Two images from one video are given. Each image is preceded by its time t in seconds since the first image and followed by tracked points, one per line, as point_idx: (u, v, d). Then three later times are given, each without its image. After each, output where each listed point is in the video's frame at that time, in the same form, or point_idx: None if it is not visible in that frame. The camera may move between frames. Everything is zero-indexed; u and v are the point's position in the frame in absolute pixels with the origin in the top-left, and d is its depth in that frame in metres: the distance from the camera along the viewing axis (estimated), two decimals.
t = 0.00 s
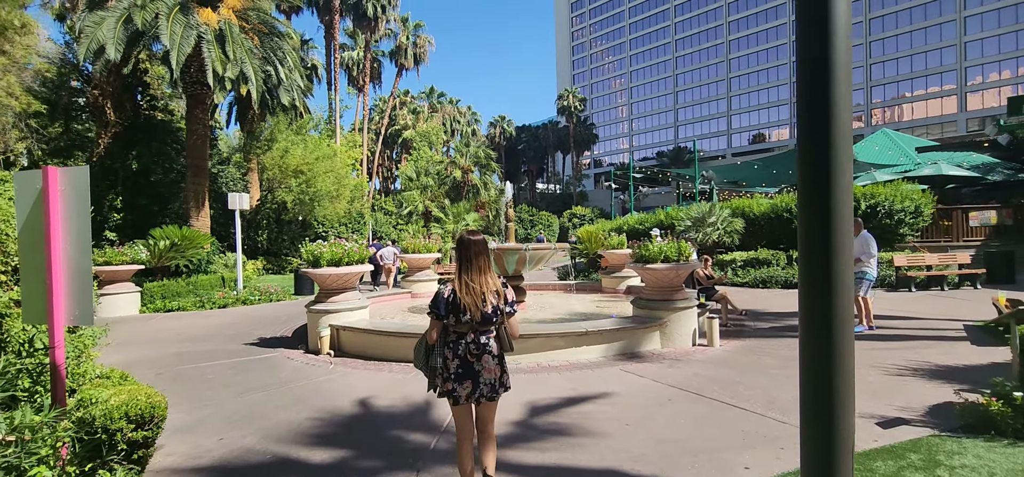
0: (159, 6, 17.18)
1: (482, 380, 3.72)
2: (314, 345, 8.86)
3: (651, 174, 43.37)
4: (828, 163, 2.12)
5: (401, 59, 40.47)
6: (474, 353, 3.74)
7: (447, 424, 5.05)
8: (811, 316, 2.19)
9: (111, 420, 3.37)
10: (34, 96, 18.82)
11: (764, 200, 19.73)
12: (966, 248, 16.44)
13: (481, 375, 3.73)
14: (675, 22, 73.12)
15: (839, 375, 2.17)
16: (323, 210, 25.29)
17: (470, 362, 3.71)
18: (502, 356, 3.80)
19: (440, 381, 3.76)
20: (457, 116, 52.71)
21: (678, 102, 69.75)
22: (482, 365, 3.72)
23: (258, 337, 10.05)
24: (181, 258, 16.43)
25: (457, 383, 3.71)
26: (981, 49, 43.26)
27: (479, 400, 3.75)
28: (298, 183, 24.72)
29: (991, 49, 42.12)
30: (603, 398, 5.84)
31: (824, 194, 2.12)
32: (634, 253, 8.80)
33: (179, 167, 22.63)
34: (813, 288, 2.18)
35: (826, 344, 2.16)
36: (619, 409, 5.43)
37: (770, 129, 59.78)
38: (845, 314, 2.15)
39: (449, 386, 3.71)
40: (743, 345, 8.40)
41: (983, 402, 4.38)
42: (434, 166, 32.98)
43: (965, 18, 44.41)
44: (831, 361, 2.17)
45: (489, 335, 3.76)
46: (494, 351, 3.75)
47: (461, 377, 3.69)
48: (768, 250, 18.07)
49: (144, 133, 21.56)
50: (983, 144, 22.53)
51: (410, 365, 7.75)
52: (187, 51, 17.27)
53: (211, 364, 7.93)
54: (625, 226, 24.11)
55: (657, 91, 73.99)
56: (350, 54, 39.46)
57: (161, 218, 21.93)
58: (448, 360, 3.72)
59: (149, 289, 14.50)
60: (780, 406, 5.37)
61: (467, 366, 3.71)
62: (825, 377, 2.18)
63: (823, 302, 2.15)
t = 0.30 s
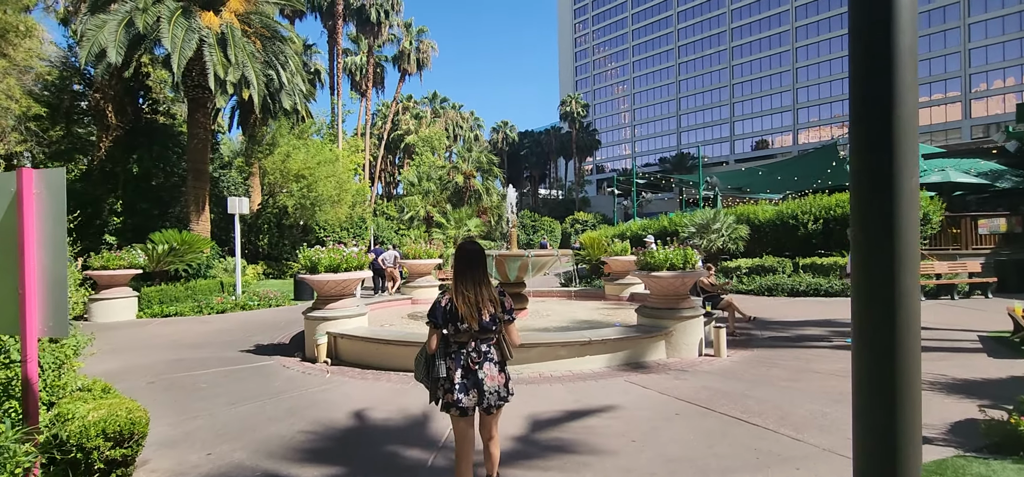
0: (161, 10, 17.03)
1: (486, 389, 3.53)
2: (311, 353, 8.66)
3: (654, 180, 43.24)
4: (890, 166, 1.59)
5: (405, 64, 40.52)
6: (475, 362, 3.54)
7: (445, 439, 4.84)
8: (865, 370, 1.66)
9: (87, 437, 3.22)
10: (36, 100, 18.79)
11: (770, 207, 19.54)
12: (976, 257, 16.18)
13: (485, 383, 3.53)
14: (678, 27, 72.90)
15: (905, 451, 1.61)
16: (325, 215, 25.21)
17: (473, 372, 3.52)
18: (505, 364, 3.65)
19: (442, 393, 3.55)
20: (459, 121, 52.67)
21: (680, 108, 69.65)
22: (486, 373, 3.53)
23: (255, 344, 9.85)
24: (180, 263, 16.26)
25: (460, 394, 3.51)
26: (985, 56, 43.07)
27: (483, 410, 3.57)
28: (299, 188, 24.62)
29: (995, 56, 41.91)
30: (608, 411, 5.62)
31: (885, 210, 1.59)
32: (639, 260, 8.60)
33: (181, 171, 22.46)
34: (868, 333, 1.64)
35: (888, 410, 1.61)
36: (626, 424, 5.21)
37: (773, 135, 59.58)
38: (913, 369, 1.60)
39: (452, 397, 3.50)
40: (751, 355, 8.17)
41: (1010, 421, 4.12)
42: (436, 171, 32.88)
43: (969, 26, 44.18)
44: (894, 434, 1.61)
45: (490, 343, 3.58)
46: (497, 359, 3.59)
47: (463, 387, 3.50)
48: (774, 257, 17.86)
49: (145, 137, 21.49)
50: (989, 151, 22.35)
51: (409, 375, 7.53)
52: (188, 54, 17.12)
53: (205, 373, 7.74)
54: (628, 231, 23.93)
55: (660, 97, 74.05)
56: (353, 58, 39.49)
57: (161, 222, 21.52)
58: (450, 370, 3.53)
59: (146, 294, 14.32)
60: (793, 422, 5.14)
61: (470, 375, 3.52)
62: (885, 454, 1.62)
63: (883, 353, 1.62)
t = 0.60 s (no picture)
0: (160, 9, 16.88)
1: (500, 387, 3.60)
2: (308, 358, 8.44)
3: (657, 183, 42.91)
4: (989, 153, 1.54)
5: (406, 66, 40.36)
6: (488, 362, 3.60)
7: (445, 451, 4.62)
8: (957, 359, 1.59)
9: (57, 452, 3.00)
10: (33, 98, 18.63)
11: (775, 210, 19.30)
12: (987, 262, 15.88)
13: (499, 382, 3.59)
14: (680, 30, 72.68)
15: (1007, 455, 1.52)
16: (325, 216, 24.98)
17: (486, 373, 3.58)
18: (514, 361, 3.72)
19: (457, 395, 3.61)
20: (461, 123, 52.45)
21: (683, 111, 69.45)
22: (499, 372, 3.60)
23: (250, 348, 9.63)
24: (177, 265, 16.03)
25: (474, 395, 3.57)
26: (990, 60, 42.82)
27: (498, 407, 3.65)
28: (299, 189, 24.41)
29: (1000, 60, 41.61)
30: (614, 421, 5.40)
31: (985, 198, 1.53)
32: (644, 265, 8.38)
33: (179, 172, 22.27)
34: (963, 326, 1.57)
35: (988, 406, 1.53)
36: (632, 436, 4.98)
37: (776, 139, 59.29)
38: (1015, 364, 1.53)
39: (468, 399, 3.56)
40: (760, 363, 7.93)
41: None
42: (438, 172, 32.65)
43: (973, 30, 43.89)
44: (996, 428, 1.53)
45: (499, 343, 3.63)
46: (508, 357, 3.65)
47: (478, 389, 3.55)
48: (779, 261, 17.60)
49: (144, 137, 21.30)
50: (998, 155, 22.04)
51: (407, 381, 7.32)
52: (188, 54, 16.95)
53: (198, 378, 7.53)
54: (632, 235, 23.67)
55: (662, 100, 73.88)
56: (354, 60, 39.31)
57: (160, 222, 21.29)
58: (463, 373, 3.57)
59: (142, 296, 14.09)
60: (808, 435, 4.91)
61: (483, 376, 3.57)
62: (986, 449, 1.54)
63: (984, 350, 1.53)
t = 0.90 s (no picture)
0: (161, 7, 16.74)
1: (506, 386, 3.38)
2: (307, 361, 8.21)
3: (661, 182, 42.60)
4: None
5: (409, 66, 40.20)
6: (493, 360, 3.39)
7: (447, 461, 4.38)
8: None
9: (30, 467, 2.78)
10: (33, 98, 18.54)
11: (783, 210, 19.03)
12: (1000, 262, 15.56)
13: (503, 381, 3.37)
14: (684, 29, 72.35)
15: None
16: (327, 216, 24.82)
17: (492, 371, 3.36)
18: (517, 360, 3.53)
19: (460, 392, 3.40)
20: (463, 123, 52.27)
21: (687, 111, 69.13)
22: (505, 371, 3.39)
23: (249, 350, 9.41)
24: (177, 265, 15.84)
25: (478, 392, 3.35)
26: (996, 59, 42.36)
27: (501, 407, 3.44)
28: (301, 189, 24.25)
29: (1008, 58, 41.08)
30: (624, 428, 5.16)
31: None
32: (652, 265, 8.13)
33: (181, 171, 22.13)
34: None
35: None
36: (644, 444, 4.75)
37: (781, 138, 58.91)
38: None
39: (472, 397, 3.34)
40: (773, 366, 7.68)
41: None
42: (441, 172, 32.45)
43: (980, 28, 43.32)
44: None
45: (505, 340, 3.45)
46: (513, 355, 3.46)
47: (483, 387, 3.33)
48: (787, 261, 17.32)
49: (145, 137, 21.15)
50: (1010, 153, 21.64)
51: (408, 385, 7.10)
52: (189, 53, 16.77)
53: (194, 381, 7.32)
54: (637, 234, 23.41)
55: (666, 99, 73.56)
56: (357, 59, 39.14)
57: (161, 222, 21.13)
58: (467, 370, 3.35)
59: (141, 297, 13.89)
60: (830, 443, 4.66)
61: (488, 373, 3.35)
62: None
63: None
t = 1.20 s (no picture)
0: (160, 3, 16.53)
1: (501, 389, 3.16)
2: (308, 362, 7.99)
3: (666, 179, 42.21)
4: None
5: (411, 63, 39.92)
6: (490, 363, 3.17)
7: (452, 470, 4.15)
8: None
9: None
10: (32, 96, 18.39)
11: (791, 206, 18.74)
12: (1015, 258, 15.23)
13: (499, 384, 3.15)
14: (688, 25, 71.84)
15: None
16: (329, 215, 24.57)
17: (488, 374, 3.14)
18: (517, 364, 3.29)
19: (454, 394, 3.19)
20: (466, 121, 51.98)
21: (691, 108, 68.66)
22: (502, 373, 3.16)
23: (250, 351, 9.20)
24: (177, 264, 15.64)
25: (473, 394, 3.14)
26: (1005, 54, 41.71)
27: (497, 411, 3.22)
28: (303, 187, 24.02)
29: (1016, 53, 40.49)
30: (638, 434, 4.92)
31: None
32: (663, 263, 7.89)
33: (182, 170, 21.95)
34: None
35: None
36: (660, 452, 4.51)
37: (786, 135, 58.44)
38: None
39: (466, 400, 3.14)
40: (789, 368, 7.42)
41: None
42: (444, 170, 32.16)
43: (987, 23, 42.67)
44: None
45: (504, 343, 3.21)
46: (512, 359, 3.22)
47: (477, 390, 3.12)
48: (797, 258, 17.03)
49: (145, 135, 20.99)
50: None
51: (411, 387, 6.87)
52: (188, 49, 16.54)
53: (191, 383, 7.12)
54: (643, 232, 23.15)
55: (670, 96, 73.10)
56: (359, 57, 38.87)
57: (163, 221, 20.98)
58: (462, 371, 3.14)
59: (141, 297, 13.72)
60: (857, 452, 4.42)
61: (483, 375, 3.13)
62: None
63: None
